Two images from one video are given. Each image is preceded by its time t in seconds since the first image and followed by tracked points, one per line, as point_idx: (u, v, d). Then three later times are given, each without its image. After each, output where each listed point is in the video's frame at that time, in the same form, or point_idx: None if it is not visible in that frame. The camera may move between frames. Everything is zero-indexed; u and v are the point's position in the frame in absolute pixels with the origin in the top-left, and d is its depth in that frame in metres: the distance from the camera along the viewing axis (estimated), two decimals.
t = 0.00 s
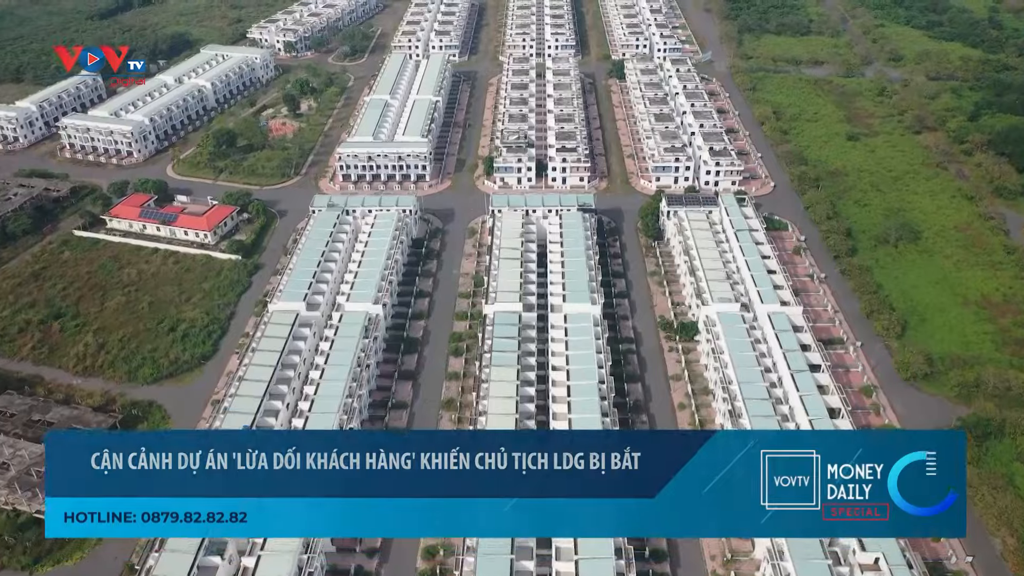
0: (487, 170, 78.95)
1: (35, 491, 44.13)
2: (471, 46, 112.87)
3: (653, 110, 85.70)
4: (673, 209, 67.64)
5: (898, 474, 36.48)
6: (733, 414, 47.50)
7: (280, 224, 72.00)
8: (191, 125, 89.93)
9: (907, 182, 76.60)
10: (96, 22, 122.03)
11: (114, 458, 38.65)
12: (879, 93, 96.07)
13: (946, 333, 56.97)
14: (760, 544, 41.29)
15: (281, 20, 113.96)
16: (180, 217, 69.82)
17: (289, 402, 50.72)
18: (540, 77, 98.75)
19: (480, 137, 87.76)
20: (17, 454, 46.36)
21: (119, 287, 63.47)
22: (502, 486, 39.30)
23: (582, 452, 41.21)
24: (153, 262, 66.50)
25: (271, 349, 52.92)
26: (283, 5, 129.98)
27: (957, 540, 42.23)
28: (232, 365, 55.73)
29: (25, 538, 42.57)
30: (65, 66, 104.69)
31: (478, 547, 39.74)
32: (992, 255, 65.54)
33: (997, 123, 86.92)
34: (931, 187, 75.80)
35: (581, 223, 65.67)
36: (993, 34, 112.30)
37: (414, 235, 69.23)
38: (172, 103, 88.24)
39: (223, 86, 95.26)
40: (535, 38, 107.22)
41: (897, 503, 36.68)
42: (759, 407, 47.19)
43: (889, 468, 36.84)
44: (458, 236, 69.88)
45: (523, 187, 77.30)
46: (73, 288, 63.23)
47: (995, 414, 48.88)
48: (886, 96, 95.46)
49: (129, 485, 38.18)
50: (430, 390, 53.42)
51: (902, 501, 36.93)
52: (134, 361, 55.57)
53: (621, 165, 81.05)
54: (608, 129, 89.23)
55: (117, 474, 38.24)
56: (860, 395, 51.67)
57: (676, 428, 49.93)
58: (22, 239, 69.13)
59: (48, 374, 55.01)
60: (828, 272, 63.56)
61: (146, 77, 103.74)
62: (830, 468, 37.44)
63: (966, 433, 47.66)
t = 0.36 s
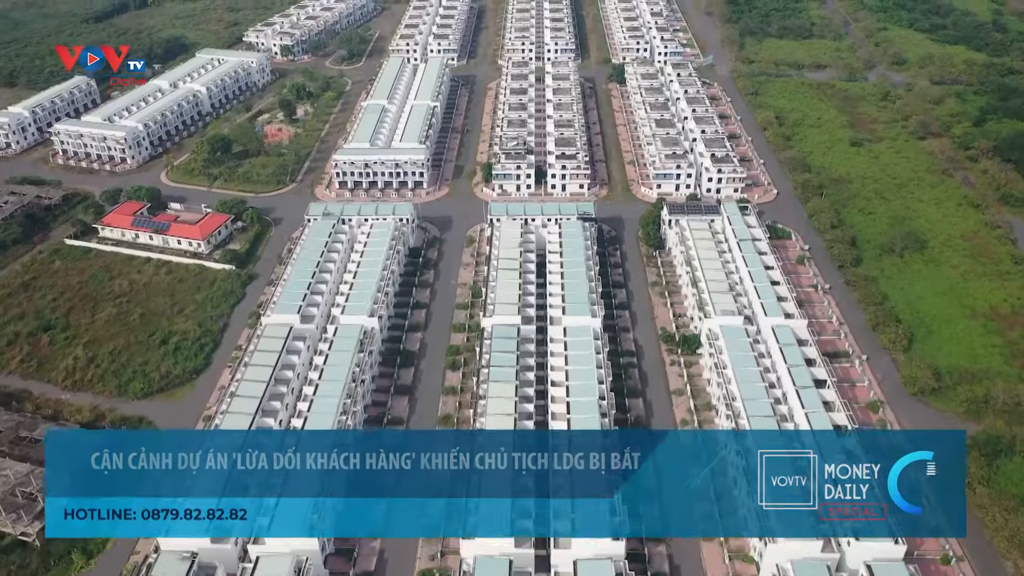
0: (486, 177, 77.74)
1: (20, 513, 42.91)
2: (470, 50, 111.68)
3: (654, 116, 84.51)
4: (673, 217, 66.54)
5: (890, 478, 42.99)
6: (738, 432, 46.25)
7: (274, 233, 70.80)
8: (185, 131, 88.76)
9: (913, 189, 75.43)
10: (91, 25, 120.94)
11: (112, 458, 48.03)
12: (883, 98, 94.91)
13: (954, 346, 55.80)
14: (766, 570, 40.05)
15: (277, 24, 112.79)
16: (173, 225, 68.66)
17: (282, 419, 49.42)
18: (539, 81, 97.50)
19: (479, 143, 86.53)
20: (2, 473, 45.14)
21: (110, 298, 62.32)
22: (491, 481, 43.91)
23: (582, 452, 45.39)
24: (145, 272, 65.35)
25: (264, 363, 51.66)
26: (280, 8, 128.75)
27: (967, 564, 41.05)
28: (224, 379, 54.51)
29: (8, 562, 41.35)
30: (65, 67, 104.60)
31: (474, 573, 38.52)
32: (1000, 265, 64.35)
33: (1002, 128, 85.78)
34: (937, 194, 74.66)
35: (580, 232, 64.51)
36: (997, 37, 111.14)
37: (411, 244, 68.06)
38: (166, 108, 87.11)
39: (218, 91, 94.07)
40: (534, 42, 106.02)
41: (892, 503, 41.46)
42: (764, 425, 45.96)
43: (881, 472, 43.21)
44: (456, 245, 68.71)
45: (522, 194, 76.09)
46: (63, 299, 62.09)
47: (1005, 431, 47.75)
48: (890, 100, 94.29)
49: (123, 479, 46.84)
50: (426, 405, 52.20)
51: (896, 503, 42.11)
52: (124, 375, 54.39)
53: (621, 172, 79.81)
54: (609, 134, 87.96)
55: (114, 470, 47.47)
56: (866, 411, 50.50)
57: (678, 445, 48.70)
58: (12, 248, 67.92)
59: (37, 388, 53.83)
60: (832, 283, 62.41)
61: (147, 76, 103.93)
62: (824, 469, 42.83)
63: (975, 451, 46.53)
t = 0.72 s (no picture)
0: (484, 183, 76.66)
1: (4, 533, 41.72)
2: (469, 53, 110.59)
3: (654, 121, 83.40)
4: (675, 226, 65.52)
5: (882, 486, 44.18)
6: (741, 449, 45.18)
7: (270, 241, 69.74)
8: (181, 136, 87.71)
9: (917, 196, 74.37)
10: (87, 28, 119.89)
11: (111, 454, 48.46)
12: (886, 102, 93.82)
13: (961, 358, 54.74)
14: None
15: (275, 27, 111.77)
16: (166, 233, 67.58)
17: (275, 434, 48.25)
18: (539, 85, 96.42)
19: (477, 149, 85.48)
20: None
21: (102, 308, 61.27)
22: (491, 482, 43.52)
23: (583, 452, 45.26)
24: (138, 281, 64.28)
25: (257, 377, 50.55)
26: (277, 10, 127.74)
27: None
28: (217, 392, 53.40)
29: None
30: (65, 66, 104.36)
31: None
32: (1006, 274, 63.28)
33: (1007, 134, 84.67)
34: (942, 201, 73.58)
35: (580, 241, 63.47)
36: (1001, 40, 110.05)
37: (408, 253, 67.04)
38: (161, 113, 86.11)
39: (214, 95, 93.02)
40: (534, 46, 104.99)
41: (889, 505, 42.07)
42: (768, 442, 44.91)
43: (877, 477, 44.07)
44: (454, 253, 67.67)
45: (521, 202, 75.03)
46: (54, 310, 61.06)
47: (1015, 448, 46.65)
48: (893, 105, 93.21)
49: (122, 475, 47.16)
50: (422, 420, 51.06)
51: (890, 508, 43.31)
52: (114, 389, 53.31)
53: (621, 179, 78.72)
54: (609, 139, 86.84)
55: (114, 466, 47.70)
56: (872, 426, 49.41)
57: (680, 461, 47.57)
58: (3, 257, 66.85)
59: (25, 402, 52.75)
60: (836, 293, 61.40)
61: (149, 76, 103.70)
62: (818, 471, 43.54)
63: (984, 468, 45.41)
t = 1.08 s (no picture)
0: (482, 191, 75.48)
1: None
2: (467, 57, 109.41)
3: (655, 127, 82.18)
4: (676, 235, 64.33)
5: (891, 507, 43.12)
6: (745, 469, 43.98)
7: (264, 250, 68.54)
8: (175, 141, 86.56)
9: (923, 204, 73.21)
10: (82, 31, 118.68)
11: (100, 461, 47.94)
12: (890, 107, 92.64)
13: (969, 372, 53.58)
14: None
15: (271, 30, 110.58)
16: (159, 242, 66.41)
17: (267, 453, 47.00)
18: (538, 89, 95.21)
19: (476, 154, 84.31)
20: None
21: (92, 319, 60.12)
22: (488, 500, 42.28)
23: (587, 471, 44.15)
24: (130, 291, 63.08)
25: (249, 393, 49.27)
26: (274, 12, 126.64)
27: None
28: (209, 408, 52.18)
29: None
30: (64, 66, 103.91)
31: None
32: (1014, 285, 62.14)
33: (1013, 140, 83.48)
34: (948, 209, 72.41)
35: (580, 251, 62.29)
36: (1005, 44, 108.95)
37: (405, 262, 65.86)
38: (156, 118, 84.90)
39: (209, 100, 91.86)
40: (533, 49, 103.83)
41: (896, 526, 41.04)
42: (773, 462, 43.71)
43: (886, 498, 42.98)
44: (451, 263, 66.48)
45: (520, 209, 73.84)
46: (44, 321, 59.90)
47: None
48: (897, 110, 92.03)
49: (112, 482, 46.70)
50: (419, 437, 49.84)
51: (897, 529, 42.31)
52: (103, 404, 52.10)
53: (622, 186, 77.55)
54: (609, 145, 85.65)
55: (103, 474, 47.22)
56: (879, 443, 48.26)
57: (683, 481, 46.36)
58: None
59: (13, 418, 51.58)
60: (841, 304, 60.23)
61: (148, 76, 103.51)
62: (824, 490, 42.52)
63: (994, 490, 44.26)
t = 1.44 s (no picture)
0: (481, 198, 74.32)
1: None
2: (466, 60, 108.25)
3: (656, 132, 80.98)
4: (678, 245, 63.14)
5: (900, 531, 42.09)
6: (750, 490, 42.79)
7: (258, 259, 67.33)
8: (170, 147, 85.41)
9: (928, 212, 72.05)
10: (77, 34, 117.54)
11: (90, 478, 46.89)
12: (893, 112, 91.47)
13: (978, 387, 52.40)
14: None
15: (268, 34, 109.43)
16: (151, 252, 65.21)
17: (260, 472, 45.79)
18: (538, 94, 94.04)
19: (474, 161, 83.16)
20: None
21: (82, 331, 58.94)
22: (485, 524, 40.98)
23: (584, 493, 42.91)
24: (121, 303, 61.89)
25: (241, 410, 48.04)
26: (271, 15, 125.50)
27: None
28: (200, 424, 51.01)
29: None
30: (64, 67, 103.51)
31: None
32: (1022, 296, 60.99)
33: (1019, 146, 82.33)
34: (953, 217, 71.26)
35: (580, 262, 61.12)
36: (1010, 48, 107.85)
37: (402, 273, 64.67)
38: (150, 124, 83.74)
39: (204, 105, 90.70)
40: (532, 53, 102.71)
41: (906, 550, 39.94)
42: (779, 483, 42.53)
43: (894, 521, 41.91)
44: (449, 273, 65.28)
45: (519, 218, 72.66)
46: (33, 334, 58.72)
47: None
48: (900, 115, 90.89)
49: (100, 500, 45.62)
50: (414, 455, 48.64)
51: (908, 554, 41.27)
52: (92, 420, 50.90)
53: (622, 193, 76.39)
54: (609, 151, 84.45)
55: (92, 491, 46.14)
56: (886, 461, 47.08)
57: (685, 501, 45.16)
58: None
59: None
60: (846, 316, 59.07)
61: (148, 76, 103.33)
62: (831, 513, 41.36)
63: (1005, 511, 43.11)
